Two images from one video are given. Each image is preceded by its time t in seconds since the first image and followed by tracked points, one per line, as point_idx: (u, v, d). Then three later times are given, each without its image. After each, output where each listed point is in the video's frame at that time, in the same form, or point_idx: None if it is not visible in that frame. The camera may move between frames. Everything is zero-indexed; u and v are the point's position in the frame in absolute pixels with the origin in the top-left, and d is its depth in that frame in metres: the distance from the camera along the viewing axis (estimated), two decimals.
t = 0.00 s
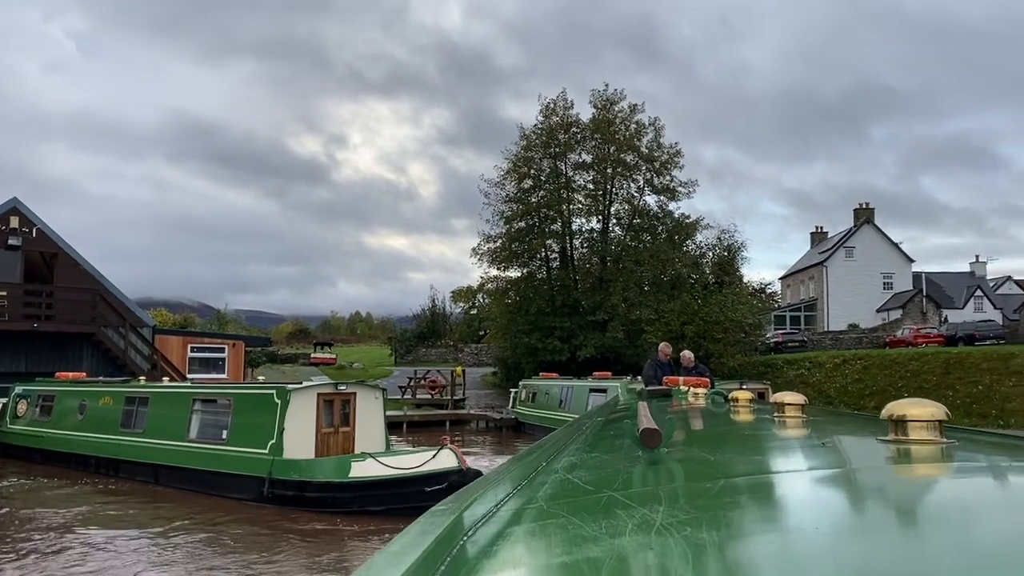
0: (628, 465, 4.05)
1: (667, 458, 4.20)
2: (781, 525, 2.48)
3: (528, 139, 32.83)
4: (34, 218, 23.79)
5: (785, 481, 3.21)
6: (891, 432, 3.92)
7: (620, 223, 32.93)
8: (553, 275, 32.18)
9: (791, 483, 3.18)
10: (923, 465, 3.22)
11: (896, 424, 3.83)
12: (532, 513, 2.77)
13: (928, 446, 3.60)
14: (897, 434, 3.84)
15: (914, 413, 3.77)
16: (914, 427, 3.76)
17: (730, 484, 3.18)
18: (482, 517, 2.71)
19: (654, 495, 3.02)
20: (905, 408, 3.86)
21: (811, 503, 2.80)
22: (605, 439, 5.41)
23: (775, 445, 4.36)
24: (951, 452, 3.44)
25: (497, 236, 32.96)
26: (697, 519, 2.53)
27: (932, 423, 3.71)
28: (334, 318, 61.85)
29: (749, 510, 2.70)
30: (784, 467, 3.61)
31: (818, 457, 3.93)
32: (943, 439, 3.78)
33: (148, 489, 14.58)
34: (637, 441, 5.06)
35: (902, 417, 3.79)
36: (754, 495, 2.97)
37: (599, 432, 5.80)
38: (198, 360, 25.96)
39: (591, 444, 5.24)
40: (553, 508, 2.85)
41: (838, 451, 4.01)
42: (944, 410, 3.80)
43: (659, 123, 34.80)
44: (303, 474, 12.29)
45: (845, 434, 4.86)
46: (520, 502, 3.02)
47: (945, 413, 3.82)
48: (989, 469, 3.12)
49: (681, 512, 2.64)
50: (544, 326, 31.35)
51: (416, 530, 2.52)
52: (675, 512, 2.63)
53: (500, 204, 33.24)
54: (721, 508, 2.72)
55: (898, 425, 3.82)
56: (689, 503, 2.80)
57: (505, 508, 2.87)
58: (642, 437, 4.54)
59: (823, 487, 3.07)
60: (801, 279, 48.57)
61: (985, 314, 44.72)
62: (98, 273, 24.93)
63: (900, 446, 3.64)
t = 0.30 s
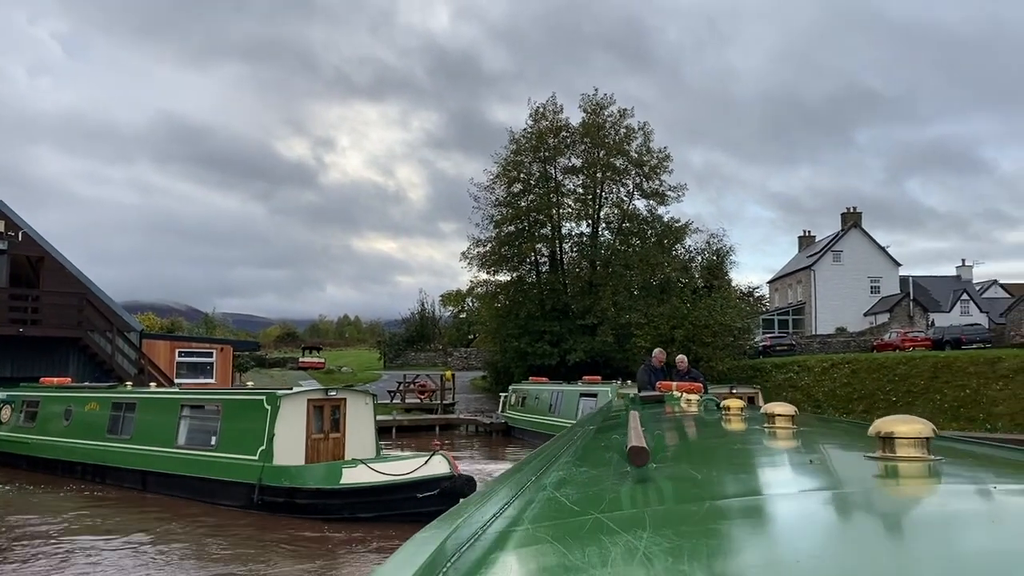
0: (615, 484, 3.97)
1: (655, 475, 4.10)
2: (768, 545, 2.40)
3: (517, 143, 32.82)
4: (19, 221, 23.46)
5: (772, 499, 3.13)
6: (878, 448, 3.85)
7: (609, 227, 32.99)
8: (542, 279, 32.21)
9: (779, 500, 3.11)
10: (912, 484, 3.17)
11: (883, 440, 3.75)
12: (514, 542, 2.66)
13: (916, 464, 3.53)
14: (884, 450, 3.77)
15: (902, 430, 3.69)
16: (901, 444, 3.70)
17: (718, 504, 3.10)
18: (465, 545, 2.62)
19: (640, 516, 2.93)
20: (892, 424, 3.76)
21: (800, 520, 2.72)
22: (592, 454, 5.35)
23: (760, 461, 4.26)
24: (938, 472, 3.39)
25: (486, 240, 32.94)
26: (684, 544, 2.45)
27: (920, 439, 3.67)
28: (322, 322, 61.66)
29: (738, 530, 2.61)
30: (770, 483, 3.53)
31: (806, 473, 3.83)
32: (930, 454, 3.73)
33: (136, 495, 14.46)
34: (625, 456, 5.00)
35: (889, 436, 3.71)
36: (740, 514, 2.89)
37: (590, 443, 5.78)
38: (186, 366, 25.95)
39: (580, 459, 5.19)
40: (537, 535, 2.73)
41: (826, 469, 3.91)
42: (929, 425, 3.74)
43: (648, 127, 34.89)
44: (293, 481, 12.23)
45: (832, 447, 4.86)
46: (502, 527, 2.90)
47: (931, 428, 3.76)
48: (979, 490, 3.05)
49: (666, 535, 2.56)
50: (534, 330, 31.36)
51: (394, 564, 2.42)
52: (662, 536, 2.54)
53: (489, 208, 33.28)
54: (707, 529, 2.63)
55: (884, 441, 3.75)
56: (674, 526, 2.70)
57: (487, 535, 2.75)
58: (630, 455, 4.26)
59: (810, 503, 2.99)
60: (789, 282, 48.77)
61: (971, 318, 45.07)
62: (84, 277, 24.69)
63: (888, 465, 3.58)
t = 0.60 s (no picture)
0: (613, 501, 3.92)
1: (654, 491, 4.04)
2: (766, 566, 2.34)
3: (512, 147, 32.84)
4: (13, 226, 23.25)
5: (769, 514, 3.08)
6: (878, 461, 3.71)
7: (604, 231, 33.03)
8: (537, 283, 32.22)
9: (775, 515, 3.05)
10: (912, 500, 3.07)
11: (883, 455, 3.61)
12: (509, 565, 2.60)
13: (917, 482, 3.39)
14: (885, 465, 3.64)
15: (902, 446, 3.54)
16: (901, 459, 3.56)
17: (714, 521, 3.05)
18: (459, 568, 2.57)
19: (636, 537, 2.88)
20: (891, 438, 3.60)
21: (797, 537, 2.67)
22: (591, 466, 5.31)
23: (758, 475, 4.17)
24: (940, 491, 3.26)
25: (481, 244, 32.93)
26: (682, 568, 2.39)
27: (921, 454, 3.52)
28: (316, 325, 61.56)
29: (734, 551, 2.55)
30: (767, 499, 3.46)
31: (804, 486, 3.75)
32: (931, 467, 3.60)
33: (129, 501, 14.38)
34: (623, 470, 4.95)
35: (889, 451, 3.56)
36: (738, 533, 2.83)
37: (589, 454, 5.76)
38: (180, 370, 25.82)
39: (578, 472, 5.14)
40: (532, 558, 2.67)
41: (825, 484, 3.77)
42: (932, 438, 3.58)
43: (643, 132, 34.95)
44: (290, 487, 12.19)
45: (832, 460, 4.73)
46: (496, 548, 2.85)
47: (933, 443, 3.61)
48: (983, 507, 2.98)
49: (664, 560, 2.51)
50: (529, 334, 31.40)
51: None
52: (658, 560, 2.49)
53: (484, 212, 33.30)
54: (705, 551, 2.58)
55: (884, 456, 3.60)
56: (671, 548, 2.65)
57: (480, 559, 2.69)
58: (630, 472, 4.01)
59: (808, 518, 2.94)
60: (783, 286, 48.89)
61: (964, 322, 45.26)
62: (78, 281, 24.54)
63: (886, 482, 3.45)
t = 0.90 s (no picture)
0: (619, 513, 3.91)
1: (660, 505, 4.04)
2: None
3: (509, 152, 32.90)
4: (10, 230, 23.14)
5: (773, 528, 3.08)
6: (884, 473, 3.70)
7: (602, 236, 33.09)
8: (534, 287, 32.27)
9: (777, 529, 3.06)
10: (919, 514, 3.06)
11: (890, 468, 3.60)
12: None
13: (923, 495, 3.38)
14: (890, 478, 3.63)
15: (908, 458, 3.53)
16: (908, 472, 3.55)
17: (718, 535, 3.06)
18: None
19: (640, 553, 2.87)
20: (897, 450, 3.59)
21: (802, 550, 2.67)
22: (595, 477, 5.32)
23: (763, 486, 4.16)
24: (947, 504, 3.25)
25: (478, 249, 32.95)
26: None
27: (927, 467, 3.51)
28: (312, 330, 61.55)
29: (735, 566, 2.56)
30: (770, 513, 3.44)
31: (810, 498, 3.73)
32: (937, 479, 3.60)
33: (128, 507, 14.34)
34: (628, 482, 4.95)
35: (895, 464, 3.55)
36: (741, 547, 2.82)
37: (594, 463, 5.76)
38: (178, 374, 25.77)
39: (582, 484, 5.13)
40: (535, 572, 2.67)
41: (831, 495, 3.77)
42: (937, 450, 3.57)
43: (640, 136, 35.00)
44: (291, 493, 12.18)
45: (835, 470, 4.72)
46: (499, 564, 2.85)
47: (939, 454, 3.60)
48: (992, 522, 2.97)
49: None
50: (526, 339, 31.43)
51: None
52: None
53: (482, 217, 33.35)
54: (708, 566, 2.58)
55: (890, 468, 3.59)
56: (672, 564, 2.66)
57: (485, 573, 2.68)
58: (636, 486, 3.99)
59: (810, 532, 2.95)
60: (780, 291, 49.00)
61: (960, 327, 45.39)
62: (75, 285, 24.46)
63: (892, 495, 3.44)
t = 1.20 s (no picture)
0: (625, 527, 3.92)
1: (666, 518, 4.04)
2: None
3: (509, 157, 32.93)
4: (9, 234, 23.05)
5: (776, 544, 3.09)
6: (891, 486, 3.70)
7: (601, 241, 33.12)
8: (534, 292, 32.27)
9: (779, 545, 3.06)
10: (925, 528, 3.06)
11: (896, 481, 3.60)
12: None
13: (930, 509, 3.39)
14: (898, 490, 3.63)
15: (915, 471, 3.53)
16: (915, 484, 3.55)
17: (720, 552, 3.05)
18: None
19: (644, 569, 2.87)
20: (904, 464, 3.59)
21: (808, 567, 2.68)
22: (601, 487, 5.33)
23: (767, 499, 4.16)
24: (953, 518, 3.26)
25: (477, 254, 32.96)
26: None
27: (934, 480, 3.51)
28: (310, 334, 61.60)
29: None
30: (774, 528, 3.44)
31: (816, 512, 3.73)
32: (944, 493, 3.60)
33: (128, 512, 14.32)
34: (634, 493, 4.95)
35: (902, 477, 3.55)
36: (744, 565, 2.82)
37: (600, 472, 5.77)
38: (177, 379, 25.72)
39: (588, 495, 5.13)
40: None
41: (837, 508, 3.78)
42: (945, 463, 3.57)
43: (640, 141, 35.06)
44: (293, 499, 12.18)
45: (841, 481, 4.72)
46: None
47: (946, 468, 3.60)
48: (999, 537, 2.98)
49: None
50: (526, 344, 31.43)
51: None
52: None
53: (481, 221, 33.38)
54: None
55: (897, 482, 3.59)
56: None
57: None
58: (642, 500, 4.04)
59: (811, 548, 2.95)
60: (778, 296, 49.08)
61: (958, 332, 45.50)
62: (75, 290, 24.39)
63: (899, 508, 3.44)
